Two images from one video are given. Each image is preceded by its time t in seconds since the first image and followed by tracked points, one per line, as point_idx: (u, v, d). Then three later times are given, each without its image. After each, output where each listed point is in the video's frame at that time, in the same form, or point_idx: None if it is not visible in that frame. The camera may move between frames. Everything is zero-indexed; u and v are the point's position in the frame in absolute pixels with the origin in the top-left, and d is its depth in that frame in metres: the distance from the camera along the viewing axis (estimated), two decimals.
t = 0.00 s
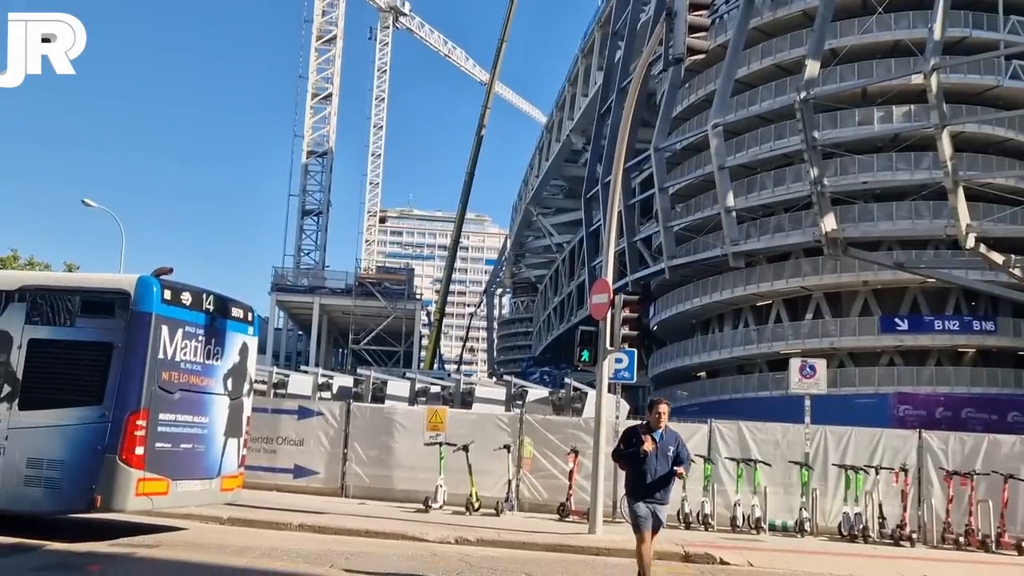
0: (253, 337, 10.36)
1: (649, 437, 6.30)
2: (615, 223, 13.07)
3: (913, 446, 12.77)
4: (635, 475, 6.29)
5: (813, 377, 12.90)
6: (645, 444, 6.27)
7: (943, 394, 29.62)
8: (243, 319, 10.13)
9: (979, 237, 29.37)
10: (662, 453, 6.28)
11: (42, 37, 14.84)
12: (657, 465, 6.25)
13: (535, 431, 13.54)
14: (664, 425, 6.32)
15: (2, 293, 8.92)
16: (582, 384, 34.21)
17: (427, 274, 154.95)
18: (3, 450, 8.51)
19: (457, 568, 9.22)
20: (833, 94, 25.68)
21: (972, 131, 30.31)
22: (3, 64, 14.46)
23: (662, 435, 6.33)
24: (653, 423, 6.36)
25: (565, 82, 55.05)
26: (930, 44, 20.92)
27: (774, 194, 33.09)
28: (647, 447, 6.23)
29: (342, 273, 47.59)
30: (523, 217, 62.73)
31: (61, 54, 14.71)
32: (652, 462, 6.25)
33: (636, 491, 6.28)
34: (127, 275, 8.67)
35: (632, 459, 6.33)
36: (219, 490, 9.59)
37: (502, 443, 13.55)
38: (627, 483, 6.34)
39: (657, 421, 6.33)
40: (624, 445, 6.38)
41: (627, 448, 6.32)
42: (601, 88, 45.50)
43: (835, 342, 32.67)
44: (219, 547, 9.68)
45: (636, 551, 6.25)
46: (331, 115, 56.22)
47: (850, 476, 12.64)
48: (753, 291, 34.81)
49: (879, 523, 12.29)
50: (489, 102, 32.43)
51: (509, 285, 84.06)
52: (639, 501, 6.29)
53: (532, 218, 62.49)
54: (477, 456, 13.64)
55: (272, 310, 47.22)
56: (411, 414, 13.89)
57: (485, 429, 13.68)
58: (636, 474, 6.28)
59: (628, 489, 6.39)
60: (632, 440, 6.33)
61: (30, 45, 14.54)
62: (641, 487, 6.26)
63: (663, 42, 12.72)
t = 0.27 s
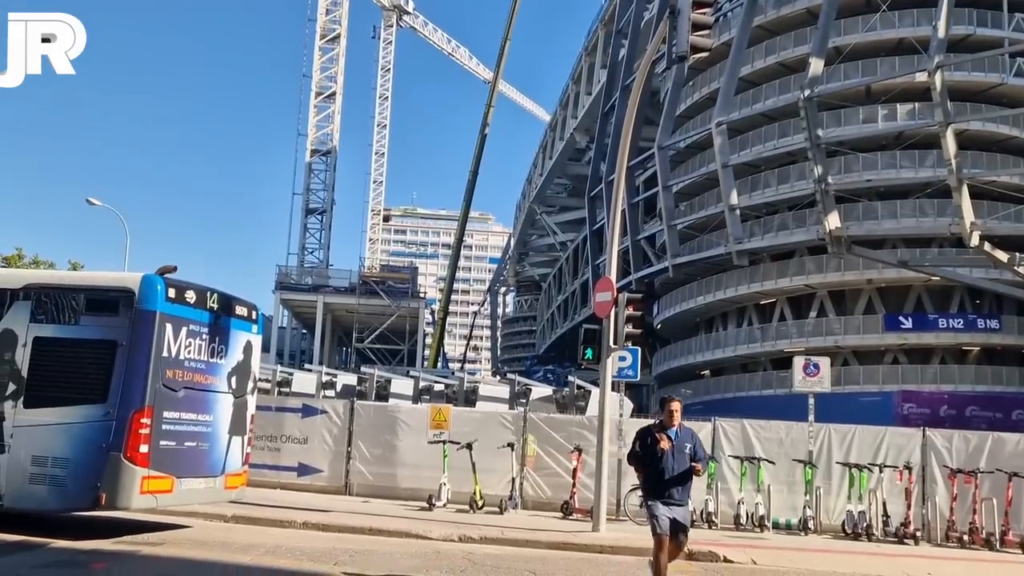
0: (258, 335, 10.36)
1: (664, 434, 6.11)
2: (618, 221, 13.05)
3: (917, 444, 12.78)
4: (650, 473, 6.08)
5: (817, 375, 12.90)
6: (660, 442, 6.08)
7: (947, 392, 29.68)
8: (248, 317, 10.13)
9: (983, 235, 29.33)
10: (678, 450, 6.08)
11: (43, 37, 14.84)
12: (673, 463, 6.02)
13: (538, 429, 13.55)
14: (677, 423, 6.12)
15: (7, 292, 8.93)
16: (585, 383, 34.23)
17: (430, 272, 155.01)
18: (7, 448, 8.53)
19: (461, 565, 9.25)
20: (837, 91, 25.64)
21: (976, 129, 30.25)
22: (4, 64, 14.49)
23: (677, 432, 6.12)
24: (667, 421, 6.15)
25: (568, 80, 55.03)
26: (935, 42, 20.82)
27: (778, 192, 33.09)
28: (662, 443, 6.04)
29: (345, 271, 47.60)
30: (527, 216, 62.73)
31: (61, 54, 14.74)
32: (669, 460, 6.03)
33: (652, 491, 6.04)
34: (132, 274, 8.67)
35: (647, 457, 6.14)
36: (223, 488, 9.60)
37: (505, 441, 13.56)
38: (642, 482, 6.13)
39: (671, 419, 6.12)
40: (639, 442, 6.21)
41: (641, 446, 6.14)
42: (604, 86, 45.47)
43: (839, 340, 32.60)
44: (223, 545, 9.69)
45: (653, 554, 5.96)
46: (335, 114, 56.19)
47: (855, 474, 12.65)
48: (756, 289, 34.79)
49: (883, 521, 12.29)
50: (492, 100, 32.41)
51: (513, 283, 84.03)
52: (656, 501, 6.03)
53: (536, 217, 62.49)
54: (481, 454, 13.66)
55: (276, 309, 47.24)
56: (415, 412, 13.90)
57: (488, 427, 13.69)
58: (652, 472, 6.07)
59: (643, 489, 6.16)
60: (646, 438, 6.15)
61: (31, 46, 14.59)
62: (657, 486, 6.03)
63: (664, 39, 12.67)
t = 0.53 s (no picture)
0: (259, 335, 10.37)
1: (685, 431, 6.02)
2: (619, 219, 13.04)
3: (919, 443, 12.80)
4: (672, 471, 6.00)
5: (819, 374, 12.90)
6: (680, 439, 5.99)
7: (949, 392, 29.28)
8: (249, 317, 10.13)
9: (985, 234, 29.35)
10: (698, 450, 5.97)
11: (43, 37, 14.85)
12: (695, 461, 5.93)
13: (540, 428, 13.56)
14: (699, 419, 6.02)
15: (8, 292, 8.95)
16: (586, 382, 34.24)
17: (432, 271, 155.07)
18: (10, 448, 8.54)
19: (463, 564, 9.26)
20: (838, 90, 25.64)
21: (977, 127, 30.26)
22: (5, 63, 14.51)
23: (699, 430, 6.03)
24: (690, 418, 6.05)
25: (570, 79, 55.00)
26: (936, 40, 20.77)
27: (780, 190, 33.09)
28: (686, 442, 5.94)
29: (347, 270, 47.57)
30: (529, 214, 62.73)
31: (61, 54, 14.75)
32: (691, 459, 5.95)
33: (673, 490, 6.00)
34: (133, 273, 8.68)
35: (669, 455, 6.00)
36: (225, 487, 9.59)
37: (507, 440, 13.58)
38: (662, 481, 6.06)
39: (693, 415, 6.04)
40: (658, 438, 6.05)
41: (662, 443, 6.02)
42: (606, 85, 45.45)
43: (840, 340, 32.59)
44: (225, 544, 9.70)
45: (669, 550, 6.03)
46: (336, 113, 56.18)
47: (856, 473, 12.65)
48: (757, 288, 34.78)
49: (885, 520, 12.28)
50: (493, 99, 32.40)
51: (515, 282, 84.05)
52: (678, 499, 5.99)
53: (538, 215, 62.46)
54: (482, 453, 13.68)
55: (278, 307, 47.26)
56: (417, 411, 13.91)
57: (490, 426, 13.71)
58: (674, 470, 5.99)
59: (664, 489, 6.10)
60: (667, 433, 6.02)
61: (31, 46, 14.59)
62: (679, 487, 5.98)
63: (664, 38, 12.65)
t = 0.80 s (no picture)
0: (259, 334, 10.36)
1: (712, 438, 5.48)
2: (619, 219, 13.02)
3: (918, 442, 12.79)
4: (697, 480, 5.50)
5: (819, 374, 12.89)
6: (706, 446, 5.47)
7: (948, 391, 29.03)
8: (250, 316, 10.11)
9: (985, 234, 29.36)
10: (725, 459, 5.44)
11: (43, 37, 14.85)
12: (720, 471, 5.43)
13: (540, 427, 13.56)
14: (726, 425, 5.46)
15: (8, 292, 8.95)
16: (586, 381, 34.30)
17: (433, 270, 155.18)
18: (10, 447, 8.55)
19: (463, 563, 9.26)
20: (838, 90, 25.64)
21: (977, 127, 30.25)
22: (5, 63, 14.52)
23: (726, 437, 5.49)
24: (718, 422, 5.49)
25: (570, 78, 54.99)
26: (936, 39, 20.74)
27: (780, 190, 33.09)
28: (711, 450, 5.41)
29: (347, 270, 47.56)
30: (529, 214, 62.74)
31: (61, 54, 14.75)
32: (717, 468, 5.44)
33: (696, 502, 5.51)
34: (133, 272, 8.67)
35: (693, 461, 5.50)
36: (225, 487, 9.59)
37: (507, 440, 13.59)
38: (687, 489, 5.56)
39: (721, 420, 5.46)
40: (684, 443, 5.56)
41: (685, 448, 5.52)
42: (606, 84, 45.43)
43: (840, 339, 32.60)
44: (225, 544, 9.71)
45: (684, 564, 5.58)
46: (336, 112, 56.20)
47: (856, 473, 12.65)
48: (758, 288, 34.80)
49: (884, 519, 12.30)
50: (493, 98, 32.36)
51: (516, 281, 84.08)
52: (700, 510, 5.50)
53: (538, 215, 62.49)
54: (482, 452, 13.70)
55: (278, 307, 47.31)
56: (417, 410, 13.91)
57: (490, 426, 13.72)
58: (699, 478, 5.49)
59: (689, 496, 5.59)
60: (693, 439, 5.50)
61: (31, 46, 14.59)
62: (705, 496, 5.48)
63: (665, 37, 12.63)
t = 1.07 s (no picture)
0: (259, 333, 10.36)
1: (734, 432, 5.34)
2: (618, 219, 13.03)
3: (917, 443, 12.80)
4: (721, 477, 5.32)
5: (818, 374, 12.89)
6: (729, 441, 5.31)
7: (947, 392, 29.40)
8: (250, 316, 10.12)
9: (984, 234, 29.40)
10: (749, 452, 5.30)
11: (42, 37, 14.85)
12: (746, 465, 5.29)
13: (539, 427, 13.56)
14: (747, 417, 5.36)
15: (8, 291, 8.94)
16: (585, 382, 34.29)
17: (432, 270, 155.18)
18: (9, 447, 8.54)
19: (462, 562, 9.26)
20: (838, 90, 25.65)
21: (977, 128, 30.27)
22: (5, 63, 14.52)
23: (749, 430, 5.37)
24: (739, 416, 5.38)
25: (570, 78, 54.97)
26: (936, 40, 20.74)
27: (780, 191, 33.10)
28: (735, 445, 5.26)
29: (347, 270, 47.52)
30: (529, 214, 62.72)
31: (62, 54, 14.75)
32: (742, 463, 5.29)
33: (722, 500, 5.31)
34: (133, 272, 8.67)
35: (716, 457, 5.32)
36: (224, 486, 9.60)
37: (506, 440, 13.59)
38: (711, 486, 5.36)
39: (742, 413, 5.37)
40: (705, 438, 5.39)
41: (707, 445, 5.35)
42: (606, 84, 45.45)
43: (839, 339, 32.61)
44: (224, 543, 9.70)
45: (717, 573, 5.25)
46: (336, 112, 56.21)
47: (855, 473, 12.66)
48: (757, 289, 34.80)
49: (883, 519, 12.31)
50: (493, 98, 32.35)
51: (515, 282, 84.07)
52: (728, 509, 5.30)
53: (538, 215, 62.52)
54: (482, 452, 13.69)
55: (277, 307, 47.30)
56: (416, 410, 13.91)
57: (489, 426, 13.72)
58: (723, 474, 5.31)
59: (713, 494, 5.39)
60: (715, 435, 5.35)
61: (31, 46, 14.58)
62: (730, 493, 5.30)
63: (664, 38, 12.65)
